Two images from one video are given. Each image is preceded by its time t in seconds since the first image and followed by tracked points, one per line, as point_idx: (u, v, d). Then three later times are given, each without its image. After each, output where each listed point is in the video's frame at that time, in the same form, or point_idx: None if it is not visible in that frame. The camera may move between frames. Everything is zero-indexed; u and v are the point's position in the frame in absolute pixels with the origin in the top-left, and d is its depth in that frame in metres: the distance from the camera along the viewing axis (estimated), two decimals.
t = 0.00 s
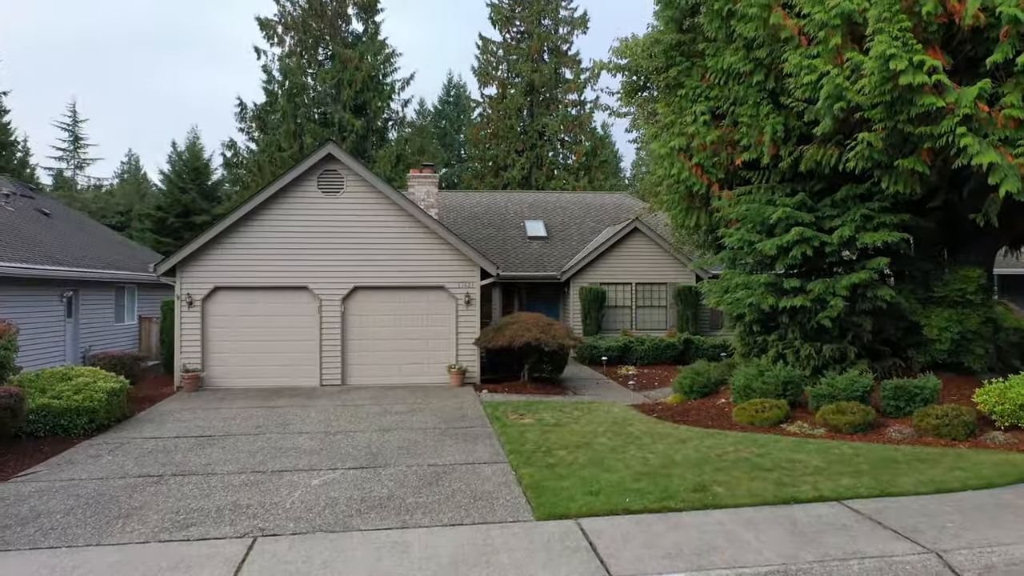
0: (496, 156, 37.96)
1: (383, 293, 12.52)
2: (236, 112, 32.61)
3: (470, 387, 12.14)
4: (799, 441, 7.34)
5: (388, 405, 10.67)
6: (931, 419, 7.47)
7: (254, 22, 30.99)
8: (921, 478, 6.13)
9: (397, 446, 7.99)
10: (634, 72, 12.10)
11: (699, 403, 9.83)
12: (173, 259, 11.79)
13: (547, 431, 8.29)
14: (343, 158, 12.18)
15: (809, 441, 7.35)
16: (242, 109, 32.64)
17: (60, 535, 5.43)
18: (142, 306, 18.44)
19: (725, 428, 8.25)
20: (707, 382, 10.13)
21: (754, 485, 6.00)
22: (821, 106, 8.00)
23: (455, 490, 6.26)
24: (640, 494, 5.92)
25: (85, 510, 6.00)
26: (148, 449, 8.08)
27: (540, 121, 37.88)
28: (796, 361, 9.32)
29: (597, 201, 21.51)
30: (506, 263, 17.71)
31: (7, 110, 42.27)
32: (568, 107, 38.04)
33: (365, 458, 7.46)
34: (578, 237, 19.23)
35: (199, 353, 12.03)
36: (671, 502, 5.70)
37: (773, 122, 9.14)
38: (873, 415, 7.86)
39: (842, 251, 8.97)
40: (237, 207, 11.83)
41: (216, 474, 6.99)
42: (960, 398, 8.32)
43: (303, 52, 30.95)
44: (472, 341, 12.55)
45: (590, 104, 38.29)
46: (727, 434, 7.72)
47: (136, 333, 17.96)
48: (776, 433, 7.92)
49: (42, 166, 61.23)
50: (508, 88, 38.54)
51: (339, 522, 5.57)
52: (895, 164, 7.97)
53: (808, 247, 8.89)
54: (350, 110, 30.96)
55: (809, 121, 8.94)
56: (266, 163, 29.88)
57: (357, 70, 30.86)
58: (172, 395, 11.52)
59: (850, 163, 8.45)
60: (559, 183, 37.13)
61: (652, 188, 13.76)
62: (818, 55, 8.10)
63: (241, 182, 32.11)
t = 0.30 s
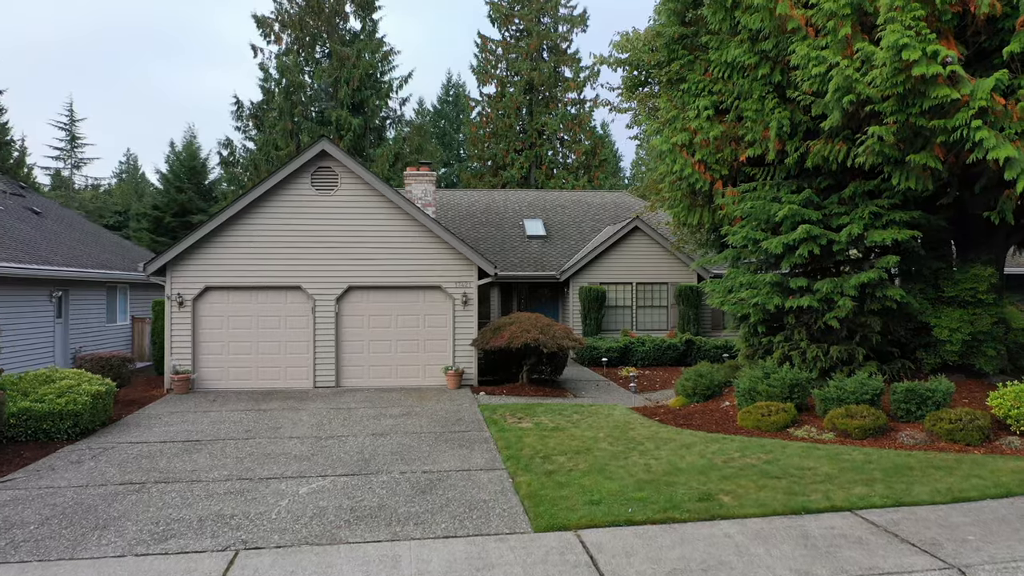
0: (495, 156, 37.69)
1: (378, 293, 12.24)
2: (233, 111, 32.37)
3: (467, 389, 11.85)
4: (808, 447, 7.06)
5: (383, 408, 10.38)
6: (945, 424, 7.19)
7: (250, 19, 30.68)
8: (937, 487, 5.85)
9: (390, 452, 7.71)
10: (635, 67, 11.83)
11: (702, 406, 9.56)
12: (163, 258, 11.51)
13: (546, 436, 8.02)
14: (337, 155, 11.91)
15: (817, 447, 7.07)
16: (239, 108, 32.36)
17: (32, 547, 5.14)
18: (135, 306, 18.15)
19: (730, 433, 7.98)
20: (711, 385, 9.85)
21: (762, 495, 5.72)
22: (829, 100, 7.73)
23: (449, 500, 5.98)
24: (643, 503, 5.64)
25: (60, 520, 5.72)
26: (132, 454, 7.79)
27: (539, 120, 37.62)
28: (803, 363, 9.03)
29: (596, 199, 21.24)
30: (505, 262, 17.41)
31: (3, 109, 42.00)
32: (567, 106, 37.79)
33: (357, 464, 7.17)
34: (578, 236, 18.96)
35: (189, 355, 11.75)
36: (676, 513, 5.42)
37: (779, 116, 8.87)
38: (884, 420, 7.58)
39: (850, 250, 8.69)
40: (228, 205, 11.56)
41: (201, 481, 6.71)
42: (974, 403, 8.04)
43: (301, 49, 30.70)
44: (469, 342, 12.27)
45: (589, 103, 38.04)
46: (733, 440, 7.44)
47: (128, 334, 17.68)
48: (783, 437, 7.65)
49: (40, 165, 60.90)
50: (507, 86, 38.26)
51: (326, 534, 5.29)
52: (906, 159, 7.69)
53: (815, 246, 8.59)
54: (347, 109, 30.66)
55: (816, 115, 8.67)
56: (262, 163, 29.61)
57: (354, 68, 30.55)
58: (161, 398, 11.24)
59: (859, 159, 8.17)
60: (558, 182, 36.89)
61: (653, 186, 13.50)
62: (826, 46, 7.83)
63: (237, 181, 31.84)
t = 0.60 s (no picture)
0: (494, 155, 37.40)
1: (373, 293, 11.96)
2: (230, 109, 32.08)
3: (464, 392, 11.57)
4: (818, 452, 6.79)
5: (378, 411, 10.11)
6: (960, 429, 6.92)
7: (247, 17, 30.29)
8: (955, 496, 5.56)
9: (384, 458, 7.43)
10: (636, 61, 11.56)
11: (706, 410, 9.28)
12: (153, 257, 11.23)
13: (546, 441, 7.74)
14: (331, 151, 11.63)
15: (828, 452, 6.79)
16: (236, 106, 32.02)
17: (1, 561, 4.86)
18: (127, 307, 17.86)
19: (736, 437, 7.71)
20: (715, 387, 9.58)
21: (772, 505, 5.44)
22: (839, 92, 7.46)
23: (443, 510, 5.70)
24: (648, 514, 5.36)
25: (34, 531, 5.43)
26: (116, 460, 7.50)
27: (538, 118, 37.34)
28: (810, 365, 8.75)
29: (596, 198, 20.96)
30: (504, 262, 17.12)
31: None
32: (566, 104, 37.52)
33: (348, 471, 6.89)
34: (577, 235, 18.68)
35: (180, 357, 11.46)
36: (682, 524, 5.13)
37: (786, 110, 8.59)
38: (896, 425, 7.30)
39: (859, 248, 8.42)
40: (220, 203, 11.28)
41: (185, 490, 6.42)
42: (989, 406, 7.76)
43: (298, 47, 30.44)
44: (466, 343, 11.99)
45: (589, 101, 37.76)
46: (740, 445, 7.16)
47: (120, 335, 17.40)
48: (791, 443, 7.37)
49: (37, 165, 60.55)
50: (506, 85, 38.00)
51: (314, 547, 5.00)
52: (918, 154, 7.42)
53: (823, 243, 8.31)
54: (344, 107, 30.34)
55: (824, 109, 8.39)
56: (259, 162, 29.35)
57: (352, 66, 30.28)
58: (150, 401, 10.96)
59: (870, 154, 7.90)
60: (557, 182, 36.60)
61: (654, 183, 13.22)
62: (835, 37, 7.56)
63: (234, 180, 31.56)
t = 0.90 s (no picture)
0: (493, 154, 37.10)
1: (368, 293, 11.68)
2: (226, 107, 31.80)
3: (461, 394, 11.29)
4: (828, 459, 6.51)
5: (373, 414, 9.83)
6: (976, 434, 6.64)
7: (244, 14, 30.00)
8: (976, 506, 5.28)
9: (377, 463, 7.15)
10: (638, 55, 11.28)
11: (710, 413, 9.00)
12: (142, 256, 10.93)
13: (545, 446, 7.46)
14: (325, 148, 11.35)
15: (839, 459, 6.52)
16: (232, 104, 31.72)
17: None
18: (119, 307, 17.56)
19: (742, 442, 7.44)
20: (719, 390, 9.31)
21: (783, 516, 5.16)
22: (849, 84, 7.19)
23: (437, 521, 5.41)
24: (652, 526, 5.07)
25: (6, 544, 5.15)
26: (99, 466, 7.22)
27: (538, 117, 37.05)
28: (819, 367, 8.48)
29: (596, 196, 20.68)
30: (503, 261, 16.85)
31: None
32: (566, 103, 37.26)
33: (339, 478, 6.61)
34: (577, 234, 18.41)
35: (170, 358, 11.20)
36: (689, 537, 4.85)
37: (793, 104, 8.32)
38: (909, 429, 7.03)
39: (869, 246, 8.14)
40: (212, 200, 11.00)
41: (167, 498, 6.14)
42: (1005, 410, 7.48)
43: (295, 45, 30.14)
44: (464, 344, 11.71)
45: (589, 100, 37.50)
46: (747, 451, 6.88)
47: (113, 336, 17.11)
48: (800, 448, 7.09)
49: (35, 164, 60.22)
50: (506, 83, 37.75)
51: (299, 561, 4.72)
52: (932, 147, 7.14)
53: (832, 242, 8.04)
54: (342, 105, 30.04)
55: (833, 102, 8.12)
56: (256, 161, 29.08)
57: (350, 63, 30.01)
58: (139, 403, 10.68)
59: (881, 148, 7.63)
60: (557, 181, 36.34)
61: (656, 180, 12.94)
62: (846, 27, 7.29)
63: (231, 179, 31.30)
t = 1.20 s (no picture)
0: (493, 153, 36.82)
1: (364, 293, 11.41)
2: (223, 106, 31.51)
3: (459, 397, 11.02)
4: (841, 466, 6.24)
5: (367, 417, 9.55)
6: (994, 439, 6.37)
7: (240, 12, 29.73)
8: (1000, 518, 5.00)
9: (370, 470, 6.87)
10: (640, 49, 11.04)
11: (715, 417, 8.73)
12: (131, 255, 10.66)
13: (545, 451, 7.18)
14: (319, 144, 11.08)
15: (851, 466, 6.25)
16: (229, 102, 31.38)
17: None
18: (111, 307, 17.28)
19: (749, 448, 7.17)
20: (724, 392, 9.06)
21: (797, 528, 4.88)
22: (861, 75, 6.92)
23: (430, 533, 5.12)
24: (658, 539, 4.79)
25: None
26: (80, 473, 6.94)
27: (537, 116, 36.76)
28: (828, 369, 8.21)
29: (596, 195, 20.41)
30: (502, 260, 16.59)
31: None
32: (565, 102, 36.98)
33: (330, 486, 6.33)
34: (577, 233, 18.14)
35: (161, 360, 10.92)
36: (697, 551, 4.57)
37: (801, 97, 8.06)
38: (923, 434, 6.76)
39: (879, 244, 7.88)
40: (203, 198, 10.73)
41: (149, 508, 5.85)
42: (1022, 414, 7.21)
43: (292, 42, 29.81)
44: (462, 345, 11.43)
45: (589, 98, 37.25)
46: (754, 457, 6.61)
47: (105, 336, 16.83)
48: (809, 454, 6.82)
49: (32, 163, 59.94)
50: (505, 82, 37.48)
51: None
52: (947, 141, 6.87)
53: (843, 240, 7.76)
54: (340, 103, 29.75)
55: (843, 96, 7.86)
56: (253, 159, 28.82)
57: (348, 62, 29.75)
58: (128, 406, 10.41)
59: (893, 142, 7.36)
60: (556, 180, 36.08)
61: (658, 177, 12.67)
62: (857, 16, 7.01)
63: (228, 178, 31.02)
